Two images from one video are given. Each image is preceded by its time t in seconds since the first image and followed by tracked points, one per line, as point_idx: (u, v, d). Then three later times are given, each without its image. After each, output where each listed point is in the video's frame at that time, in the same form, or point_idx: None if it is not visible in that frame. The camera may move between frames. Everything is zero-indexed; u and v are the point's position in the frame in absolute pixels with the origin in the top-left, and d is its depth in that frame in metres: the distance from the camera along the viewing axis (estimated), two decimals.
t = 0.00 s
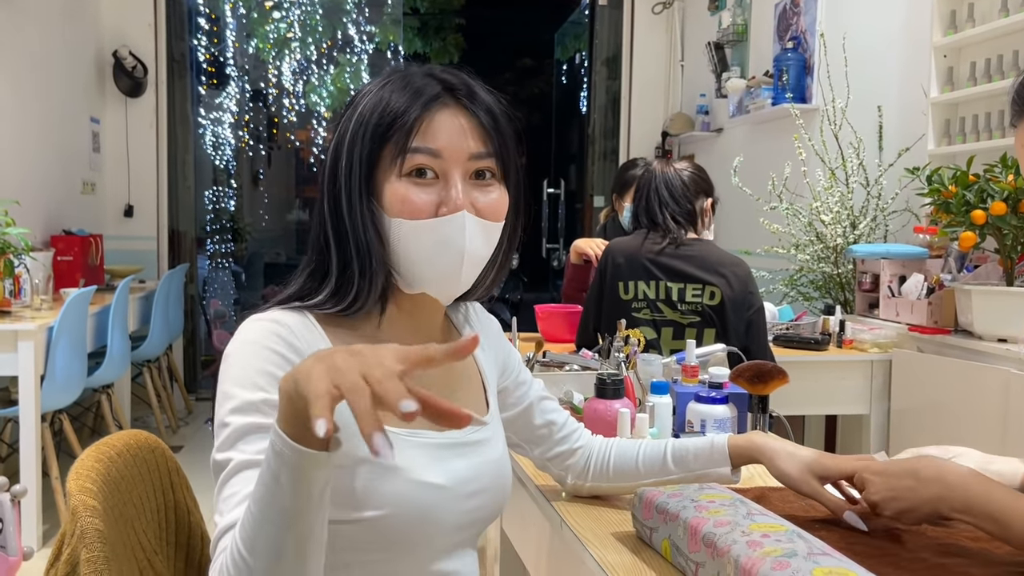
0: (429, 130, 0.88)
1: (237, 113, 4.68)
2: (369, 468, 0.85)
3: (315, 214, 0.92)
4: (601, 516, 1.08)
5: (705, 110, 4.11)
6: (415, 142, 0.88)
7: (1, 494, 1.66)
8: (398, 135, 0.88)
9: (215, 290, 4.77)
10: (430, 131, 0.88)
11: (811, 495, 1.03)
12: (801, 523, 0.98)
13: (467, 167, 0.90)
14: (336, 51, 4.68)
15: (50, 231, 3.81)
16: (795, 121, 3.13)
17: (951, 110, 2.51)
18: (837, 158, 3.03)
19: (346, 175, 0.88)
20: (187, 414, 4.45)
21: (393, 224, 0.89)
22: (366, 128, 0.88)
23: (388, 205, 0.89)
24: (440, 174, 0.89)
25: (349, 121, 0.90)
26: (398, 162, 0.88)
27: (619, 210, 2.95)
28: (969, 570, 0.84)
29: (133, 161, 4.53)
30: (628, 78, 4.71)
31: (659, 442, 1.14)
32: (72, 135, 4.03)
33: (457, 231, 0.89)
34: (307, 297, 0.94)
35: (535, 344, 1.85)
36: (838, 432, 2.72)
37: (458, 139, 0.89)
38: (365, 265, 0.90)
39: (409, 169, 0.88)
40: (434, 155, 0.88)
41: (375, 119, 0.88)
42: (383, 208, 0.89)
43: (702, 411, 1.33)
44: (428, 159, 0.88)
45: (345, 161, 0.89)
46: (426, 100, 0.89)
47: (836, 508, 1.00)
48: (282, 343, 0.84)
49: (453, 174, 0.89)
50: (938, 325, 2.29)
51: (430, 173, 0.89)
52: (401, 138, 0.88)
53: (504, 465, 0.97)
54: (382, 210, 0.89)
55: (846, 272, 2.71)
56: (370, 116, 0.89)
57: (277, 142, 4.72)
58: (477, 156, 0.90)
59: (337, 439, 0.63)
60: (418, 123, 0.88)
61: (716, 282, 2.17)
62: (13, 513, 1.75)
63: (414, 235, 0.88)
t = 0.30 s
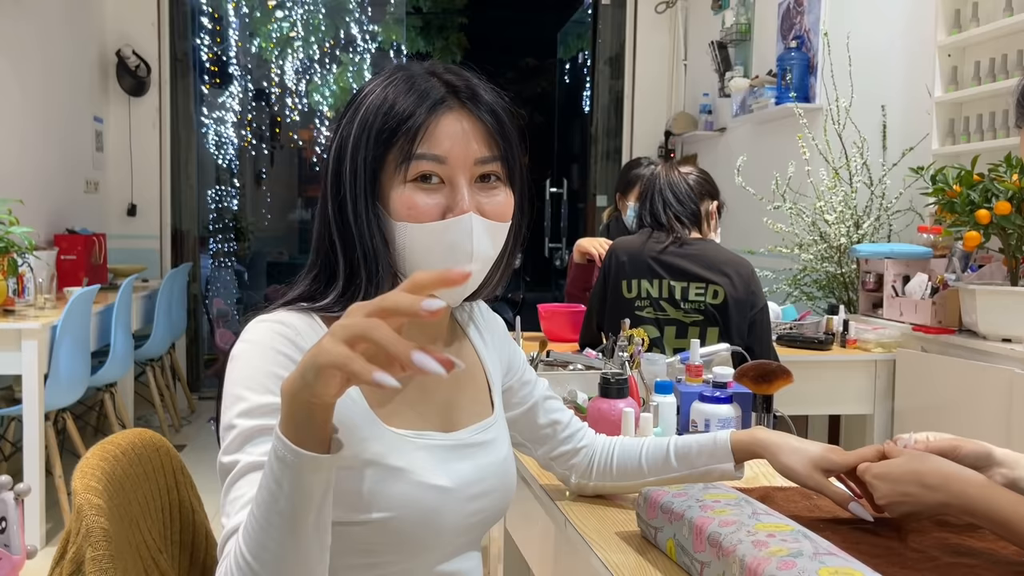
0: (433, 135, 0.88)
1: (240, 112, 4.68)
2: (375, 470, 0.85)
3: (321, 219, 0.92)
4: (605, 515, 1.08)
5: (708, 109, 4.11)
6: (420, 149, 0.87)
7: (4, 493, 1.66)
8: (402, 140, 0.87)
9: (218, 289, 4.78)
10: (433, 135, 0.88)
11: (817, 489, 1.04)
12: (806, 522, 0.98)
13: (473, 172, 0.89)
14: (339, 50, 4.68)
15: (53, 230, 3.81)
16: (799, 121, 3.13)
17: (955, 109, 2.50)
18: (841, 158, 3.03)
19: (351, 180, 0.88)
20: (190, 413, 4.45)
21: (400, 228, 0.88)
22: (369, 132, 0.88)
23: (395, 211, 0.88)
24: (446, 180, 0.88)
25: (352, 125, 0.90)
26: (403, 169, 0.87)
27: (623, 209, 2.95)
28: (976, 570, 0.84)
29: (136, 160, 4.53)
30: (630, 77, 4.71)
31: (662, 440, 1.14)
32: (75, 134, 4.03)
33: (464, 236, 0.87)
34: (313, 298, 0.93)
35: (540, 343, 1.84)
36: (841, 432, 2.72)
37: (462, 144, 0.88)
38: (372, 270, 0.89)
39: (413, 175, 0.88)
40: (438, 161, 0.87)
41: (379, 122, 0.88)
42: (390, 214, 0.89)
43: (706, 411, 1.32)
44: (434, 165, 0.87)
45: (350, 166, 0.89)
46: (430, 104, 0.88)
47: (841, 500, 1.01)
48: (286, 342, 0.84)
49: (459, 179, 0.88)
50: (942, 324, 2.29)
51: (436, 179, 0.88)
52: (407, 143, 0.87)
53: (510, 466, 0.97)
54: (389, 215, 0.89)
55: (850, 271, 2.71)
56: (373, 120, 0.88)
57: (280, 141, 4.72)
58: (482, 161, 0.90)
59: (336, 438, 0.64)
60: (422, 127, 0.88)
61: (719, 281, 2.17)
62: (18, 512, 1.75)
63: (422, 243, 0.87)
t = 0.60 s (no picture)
0: (467, 140, 0.88)
1: (241, 112, 4.68)
2: (374, 469, 0.85)
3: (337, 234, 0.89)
4: (605, 516, 1.08)
5: (710, 108, 4.11)
6: (455, 155, 0.88)
7: (6, 492, 1.67)
8: (434, 147, 0.87)
9: (220, 288, 4.78)
10: (465, 141, 0.88)
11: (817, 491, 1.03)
12: (807, 523, 0.98)
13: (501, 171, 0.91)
14: (341, 50, 4.69)
15: (55, 230, 3.81)
16: (801, 120, 3.12)
17: (957, 109, 2.49)
18: (843, 158, 3.02)
19: (383, 194, 0.87)
20: (192, 413, 4.46)
21: (439, 239, 0.89)
22: (397, 143, 0.86)
23: (435, 221, 0.89)
24: (479, 183, 0.90)
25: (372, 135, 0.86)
26: (441, 176, 0.88)
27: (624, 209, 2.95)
28: (978, 571, 0.83)
29: (137, 160, 4.53)
30: (632, 77, 4.70)
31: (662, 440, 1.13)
32: (77, 133, 4.03)
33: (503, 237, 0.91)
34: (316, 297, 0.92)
35: (540, 342, 1.84)
36: (843, 431, 2.72)
37: (491, 145, 0.90)
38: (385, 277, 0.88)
39: (450, 181, 0.88)
40: (473, 165, 0.88)
41: (408, 131, 0.86)
42: (426, 224, 0.89)
43: (708, 411, 1.32)
44: (469, 169, 0.88)
45: (379, 178, 0.87)
46: (459, 108, 0.88)
47: (841, 503, 1.00)
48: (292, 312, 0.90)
49: (491, 180, 0.90)
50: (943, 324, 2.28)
51: (471, 182, 0.89)
52: (443, 150, 0.87)
53: (512, 464, 0.97)
54: (426, 226, 0.89)
55: (852, 271, 2.71)
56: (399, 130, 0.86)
57: (281, 140, 4.72)
58: (508, 160, 0.92)
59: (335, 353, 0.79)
60: (455, 132, 0.87)
61: (719, 280, 2.17)
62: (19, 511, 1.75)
63: (465, 247, 0.90)
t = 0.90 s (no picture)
0: (467, 143, 0.88)
1: (243, 112, 4.68)
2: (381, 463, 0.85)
3: (339, 236, 0.89)
4: (607, 516, 1.08)
5: (711, 108, 4.11)
6: (455, 158, 0.87)
7: (8, 492, 1.67)
8: (434, 151, 0.87)
9: (221, 288, 4.79)
10: (465, 145, 0.87)
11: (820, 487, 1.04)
12: (808, 522, 0.98)
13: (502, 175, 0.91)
14: (341, 50, 4.69)
15: (56, 230, 3.82)
16: (801, 120, 3.12)
17: (958, 109, 2.49)
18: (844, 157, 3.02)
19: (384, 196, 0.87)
20: (193, 413, 4.46)
21: (438, 240, 0.89)
22: (396, 147, 0.86)
23: (434, 223, 0.89)
24: (479, 187, 0.90)
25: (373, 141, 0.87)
26: (440, 179, 0.88)
27: (625, 209, 2.95)
28: (978, 570, 0.84)
29: (139, 160, 4.53)
30: (633, 77, 4.70)
31: (663, 438, 1.13)
32: (78, 133, 4.03)
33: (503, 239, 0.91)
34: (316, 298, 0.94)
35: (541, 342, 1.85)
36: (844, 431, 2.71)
37: (492, 148, 0.89)
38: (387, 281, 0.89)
39: (450, 184, 0.88)
40: (473, 169, 0.88)
41: (408, 135, 0.86)
42: (425, 225, 0.89)
43: (708, 411, 1.32)
44: (469, 173, 0.88)
45: (379, 182, 0.87)
46: (459, 112, 0.88)
47: (843, 497, 1.02)
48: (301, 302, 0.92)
49: (492, 185, 0.90)
50: (945, 324, 2.28)
51: (470, 186, 0.89)
52: (442, 154, 0.87)
53: (515, 464, 0.97)
54: (424, 228, 0.89)
55: (852, 271, 2.71)
56: (400, 134, 0.86)
57: (283, 140, 4.72)
58: (509, 163, 0.91)
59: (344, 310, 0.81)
60: (454, 136, 0.87)
61: (720, 280, 2.17)
62: (20, 511, 1.75)
63: (463, 251, 0.90)
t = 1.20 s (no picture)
0: (463, 154, 0.87)
1: (243, 113, 4.68)
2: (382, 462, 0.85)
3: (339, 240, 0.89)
4: (607, 517, 1.08)
5: (711, 109, 4.11)
6: (450, 168, 0.87)
7: (9, 493, 1.67)
8: (430, 161, 0.87)
9: (221, 289, 4.79)
10: (461, 156, 0.87)
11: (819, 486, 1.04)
12: (808, 523, 0.98)
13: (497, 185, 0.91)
14: (342, 51, 4.69)
15: (57, 231, 3.82)
16: (802, 120, 3.12)
17: (958, 109, 2.49)
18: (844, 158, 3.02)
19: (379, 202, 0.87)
20: (194, 414, 4.46)
21: (433, 248, 0.89)
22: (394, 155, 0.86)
23: (429, 231, 0.89)
24: (474, 197, 0.90)
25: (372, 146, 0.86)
26: (435, 189, 0.87)
27: (625, 210, 2.95)
28: (978, 571, 0.84)
29: (139, 161, 4.53)
30: (633, 77, 4.70)
31: (663, 438, 1.13)
32: (79, 135, 4.04)
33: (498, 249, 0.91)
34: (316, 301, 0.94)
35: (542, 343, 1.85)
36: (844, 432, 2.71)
37: (489, 158, 0.89)
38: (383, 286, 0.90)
39: (445, 195, 0.88)
40: (469, 179, 0.88)
41: (405, 142, 0.86)
42: (420, 234, 0.89)
43: (708, 411, 1.32)
44: (464, 184, 0.88)
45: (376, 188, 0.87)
46: (456, 121, 0.87)
47: (842, 496, 1.03)
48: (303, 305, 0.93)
49: (488, 195, 0.90)
50: (945, 324, 2.28)
51: (465, 196, 0.89)
52: (437, 165, 0.87)
53: (516, 464, 0.97)
54: (420, 236, 0.89)
55: (852, 271, 2.71)
56: (397, 142, 0.86)
57: (283, 142, 4.73)
58: (506, 173, 0.91)
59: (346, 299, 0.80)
60: (451, 145, 0.87)
61: (721, 281, 2.17)
62: (20, 513, 1.75)
63: (456, 259, 0.90)
